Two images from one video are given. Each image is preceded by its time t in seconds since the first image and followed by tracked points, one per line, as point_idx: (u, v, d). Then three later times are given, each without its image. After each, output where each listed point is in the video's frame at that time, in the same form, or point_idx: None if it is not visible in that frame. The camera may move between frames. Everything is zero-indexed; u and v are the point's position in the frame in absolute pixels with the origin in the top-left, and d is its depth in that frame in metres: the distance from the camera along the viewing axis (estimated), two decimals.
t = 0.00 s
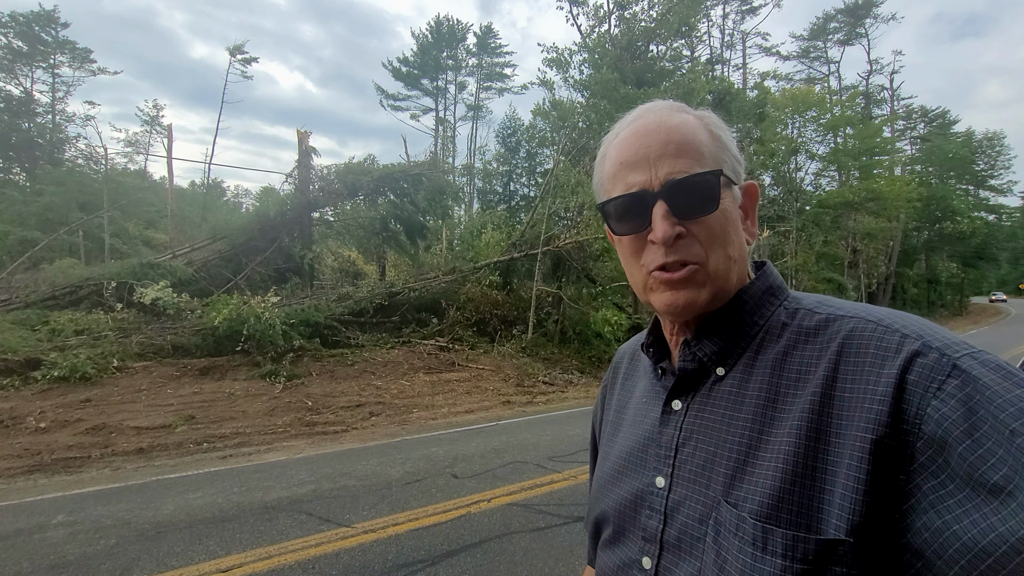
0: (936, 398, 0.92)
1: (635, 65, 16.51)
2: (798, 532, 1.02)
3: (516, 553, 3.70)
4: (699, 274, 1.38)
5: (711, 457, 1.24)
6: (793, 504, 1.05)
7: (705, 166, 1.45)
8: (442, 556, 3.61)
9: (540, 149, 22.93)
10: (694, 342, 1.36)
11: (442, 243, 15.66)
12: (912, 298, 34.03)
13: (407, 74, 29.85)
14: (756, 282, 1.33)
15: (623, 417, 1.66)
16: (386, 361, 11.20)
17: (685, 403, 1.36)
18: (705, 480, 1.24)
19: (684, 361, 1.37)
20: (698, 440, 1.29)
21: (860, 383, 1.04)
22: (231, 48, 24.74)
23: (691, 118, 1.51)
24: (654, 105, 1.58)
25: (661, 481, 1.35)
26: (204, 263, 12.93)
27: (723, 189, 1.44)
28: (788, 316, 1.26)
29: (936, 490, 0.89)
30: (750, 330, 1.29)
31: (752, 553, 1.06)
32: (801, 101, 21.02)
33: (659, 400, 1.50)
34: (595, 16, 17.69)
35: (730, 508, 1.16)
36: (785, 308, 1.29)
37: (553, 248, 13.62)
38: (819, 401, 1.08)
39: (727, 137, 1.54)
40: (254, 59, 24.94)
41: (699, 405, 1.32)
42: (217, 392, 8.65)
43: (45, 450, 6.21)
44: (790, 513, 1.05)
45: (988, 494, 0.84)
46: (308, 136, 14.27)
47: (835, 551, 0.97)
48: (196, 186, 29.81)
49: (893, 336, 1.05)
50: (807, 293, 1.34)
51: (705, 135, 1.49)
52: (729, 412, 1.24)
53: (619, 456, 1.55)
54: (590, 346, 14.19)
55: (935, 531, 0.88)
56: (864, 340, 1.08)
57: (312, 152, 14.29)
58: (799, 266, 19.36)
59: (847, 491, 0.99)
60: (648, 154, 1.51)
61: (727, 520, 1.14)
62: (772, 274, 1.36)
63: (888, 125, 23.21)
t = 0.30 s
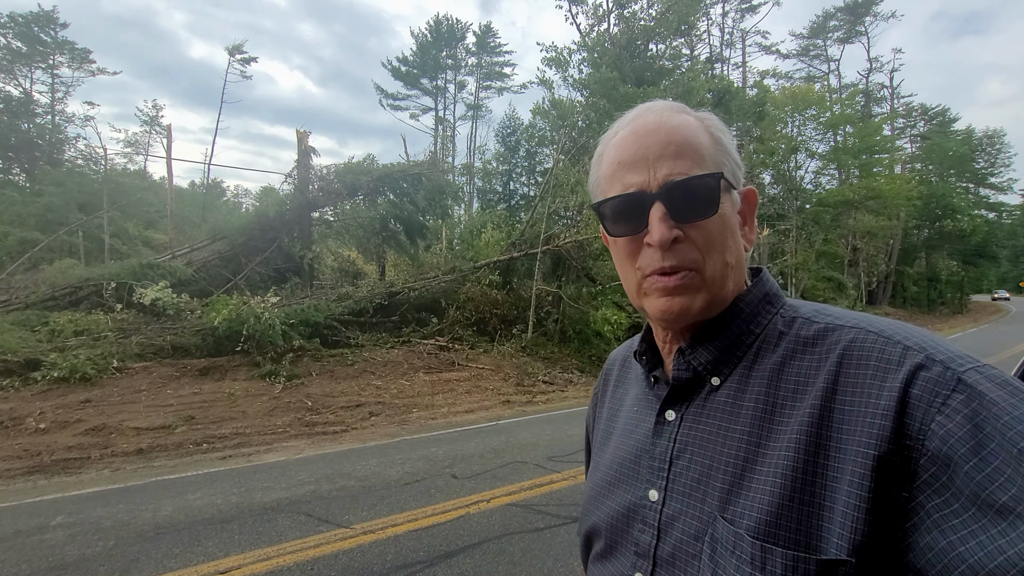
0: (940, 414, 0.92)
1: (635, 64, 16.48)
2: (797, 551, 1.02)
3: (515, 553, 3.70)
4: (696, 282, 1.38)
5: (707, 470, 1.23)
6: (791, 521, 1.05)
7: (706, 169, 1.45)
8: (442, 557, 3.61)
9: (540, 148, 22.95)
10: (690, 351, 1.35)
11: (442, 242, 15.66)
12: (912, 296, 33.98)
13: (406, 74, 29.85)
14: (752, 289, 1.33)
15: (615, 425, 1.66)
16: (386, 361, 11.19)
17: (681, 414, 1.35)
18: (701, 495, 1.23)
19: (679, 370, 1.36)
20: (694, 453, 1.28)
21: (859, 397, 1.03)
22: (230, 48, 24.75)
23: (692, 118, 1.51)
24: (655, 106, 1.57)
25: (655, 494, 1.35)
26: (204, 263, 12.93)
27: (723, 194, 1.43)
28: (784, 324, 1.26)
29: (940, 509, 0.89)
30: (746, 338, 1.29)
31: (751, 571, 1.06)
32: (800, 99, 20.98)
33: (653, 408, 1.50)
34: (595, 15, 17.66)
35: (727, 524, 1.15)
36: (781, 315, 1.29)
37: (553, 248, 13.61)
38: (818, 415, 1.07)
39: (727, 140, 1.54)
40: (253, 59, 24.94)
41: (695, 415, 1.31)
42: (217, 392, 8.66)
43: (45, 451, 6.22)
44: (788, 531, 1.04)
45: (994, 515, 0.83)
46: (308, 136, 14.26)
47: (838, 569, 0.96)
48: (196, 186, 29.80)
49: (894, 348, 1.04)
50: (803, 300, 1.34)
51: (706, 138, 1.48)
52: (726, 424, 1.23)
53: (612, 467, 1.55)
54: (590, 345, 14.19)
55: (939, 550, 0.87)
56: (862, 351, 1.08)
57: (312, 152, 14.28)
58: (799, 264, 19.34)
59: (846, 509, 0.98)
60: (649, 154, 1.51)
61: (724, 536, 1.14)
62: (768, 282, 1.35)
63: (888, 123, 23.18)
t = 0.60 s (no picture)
0: (940, 407, 0.92)
1: (637, 61, 16.45)
2: (791, 544, 1.02)
3: (514, 547, 3.72)
4: (666, 264, 1.39)
5: (700, 461, 1.24)
6: (784, 513, 1.06)
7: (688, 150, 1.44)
8: (441, 551, 3.62)
9: (542, 145, 22.96)
10: (685, 341, 1.36)
11: (443, 239, 15.67)
12: (913, 296, 33.95)
13: (408, 70, 29.81)
14: (747, 280, 1.34)
15: (608, 416, 1.67)
16: (386, 357, 11.21)
17: (673, 404, 1.36)
18: (693, 486, 1.24)
19: (674, 360, 1.37)
20: (687, 444, 1.29)
21: (857, 389, 1.04)
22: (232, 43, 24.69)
23: (683, 102, 1.51)
24: (651, 88, 1.57)
25: (648, 486, 1.35)
26: (205, 258, 12.94)
27: (706, 175, 1.41)
28: (779, 315, 1.28)
29: (939, 503, 0.89)
30: (741, 328, 1.30)
31: (744, 564, 1.07)
32: (803, 98, 20.96)
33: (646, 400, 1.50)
34: (597, 12, 17.62)
35: (720, 516, 1.15)
36: (778, 307, 1.30)
37: (554, 245, 13.63)
38: (815, 407, 1.08)
39: (723, 122, 1.50)
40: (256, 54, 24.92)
41: (689, 406, 1.32)
42: (218, 387, 8.68)
43: (46, 443, 6.24)
44: (782, 523, 1.05)
45: (995, 509, 0.84)
46: (309, 132, 14.25)
47: (832, 564, 0.97)
48: (197, 181, 29.78)
49: (895, 341, 1.04)
50: (800, 292, 1.35)
51: (694, 120, 1.47)
52: (720, 415, 1.24)
53: (605, 459, 1.55)
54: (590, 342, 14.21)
55: (937, 544, 0.88)
56: (862, 343, 1.08)
57: (313, 147, 14.27)
58: (800, 263, 19.33)
59: (843, 502, 0.99)
60: (635, 137, 1.52)
61: (717, 527, 1.14)
62: (764, 272, 1.37)
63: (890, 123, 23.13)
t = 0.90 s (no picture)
0: (930, 411, 0.94)
1: (635, 58, 16.41)
2: (781, 539, 1.04)
3: (518, 545, 3.75)
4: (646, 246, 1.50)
5: (693, 456, 1.25)
6: (773, 507, 1.07)
7: (692, 146, 1.45)
8: (445, 548, 3.65)
9: (541, 143, 22.94)
10: (685, 339, 1.37)
11: (443, 237, 15.69)
12: (913, 290, 33.96)
13: (406, 68, 29.76)
14: (751, 284, 1.37)
15: (606, 412, 1.68)
16: (388, 355, 11.24)
17: (669, 401, 1.37)
18: (685, 480, 1.25)
19: (672, 358, 1.38)
20: (679, 440, 1.30)
21: (852, 390, 1.06)
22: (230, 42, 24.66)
23: (711, 105, 1.49)
24: (685, 91, 1.59)
25: (642, 479, 1.36)
26: (206, 258, 12.95)
27: (703, 172, 1.41)
28: (778, 320, 1.29)
29: (930, 505, 0.91)
30: (740, 329, 1.32)
31: (733, 556, 1.08)
32: (802, 92, 20.96)
33: (644, 397, 1.51)
34: (595, 8, 17.57)
35: (710, 509, 1.16)
36: (777, 312, 1.32)
37: (554, 242, 13.63)
38: (808, 406, 1.10)
39: (749, 127, 1.45)
40: (254, 53, 24.89)
41: (685, 402, 1.33)
42: (220, 387, 8.71)
43: (51, 445, 6.26)
44: (771, 518, 1.07)
45: (984, 510, 0.85)
46: (309, 132, 14.25)
47: (819, 560, 0.98)
48: (196, 182, 29.75)
49: (888, 346, 1.06)
50: (802, 300, 1.37)
51: (708, 122, 1.46)
52: (715, 412, 1.25)
53: (602, 452, 1.56)
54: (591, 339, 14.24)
55: (927, 544, 0.90)
56: (856, 348, 1.10)
57: (313, 147, 14.28)
58: (800, 258, 19.32)
59: (833, 499, 1.00)
60: (650, 130, 1.58)
61: (706, 520, 1.15)
62: (768, 279, 1.39)
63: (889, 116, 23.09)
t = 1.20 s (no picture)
0: (949, 432, 0.93)
1: (626, 52, 16.38)
2: (783, 550, 1.04)
3: (528, 544, 3.74)
4: (657, 266, 1.50)
5: (701, 466, 1.25)
6: (778, 519, 1.07)
7: (697, 165, 1.44)
8: (456, 551, 3.65)
9: (536, 141, 22.93)
10: (699, 350, 1.37)
11: (441, 239, 15.68)
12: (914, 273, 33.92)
13: (398, 71, 29.74)
14: (766, 298, 1.36)
15: (622, 419, 1.69)
16: (391, 360, 11.23)
17: (682, 410, 1.37)
18: (692, 490, 1.25)
19: (686, 368, 1.38)
20: (689, 451, 1.30)
21: (864, 406, 1.06)
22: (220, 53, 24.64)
23: (712, 120, 1.48)
24: (687, 106, 1.58)
25: (650, 487, 1.36)
26: (206, 270, 12.95)
27: (709, 190, 1.41)
28: (794, 336, 1.28)
29: (943, 527, 0.90)
30: (755, 342, 1.32)
31: (736, 566, 1.08)
32: (795, 79, 20.92)
33: (658, 406, 1.52)
34: (585, 4, 17.53)
35: (714, 518, 1.17)
36: (794, 327, 1.31)
37: (553, 240, 13.61)
38: (818, 419, 1.10)
39: (753, 139, 1.44)
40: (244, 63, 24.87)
41: (696, 412, 1.33)
42: (225, 398, 8.71)
43: (59, 463, 6.27)
44: (775, 529, 1.07)
45: (1003, 535, 0.84)
46: (303, 139, 14.23)
47: (821, 572, 0.99)
48: (192, 194, 29.75)
49: (907, 365, 1.05)
50: (819, 316, 1.36)
51: (711, 138, 1.46)
52: (725, 424, 1.25)
53: (616, 458, 1.57)
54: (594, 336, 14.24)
55: (940, 564, 0.89)
56: (873, 365, 1.09)
57: (308, 154, 14.26)
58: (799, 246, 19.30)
59: (838, 511, 1.00)
60: (653, 148, 1.58)
61: (711, 529, 1.16)
62: (785, 293, 1.38)
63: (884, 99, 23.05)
